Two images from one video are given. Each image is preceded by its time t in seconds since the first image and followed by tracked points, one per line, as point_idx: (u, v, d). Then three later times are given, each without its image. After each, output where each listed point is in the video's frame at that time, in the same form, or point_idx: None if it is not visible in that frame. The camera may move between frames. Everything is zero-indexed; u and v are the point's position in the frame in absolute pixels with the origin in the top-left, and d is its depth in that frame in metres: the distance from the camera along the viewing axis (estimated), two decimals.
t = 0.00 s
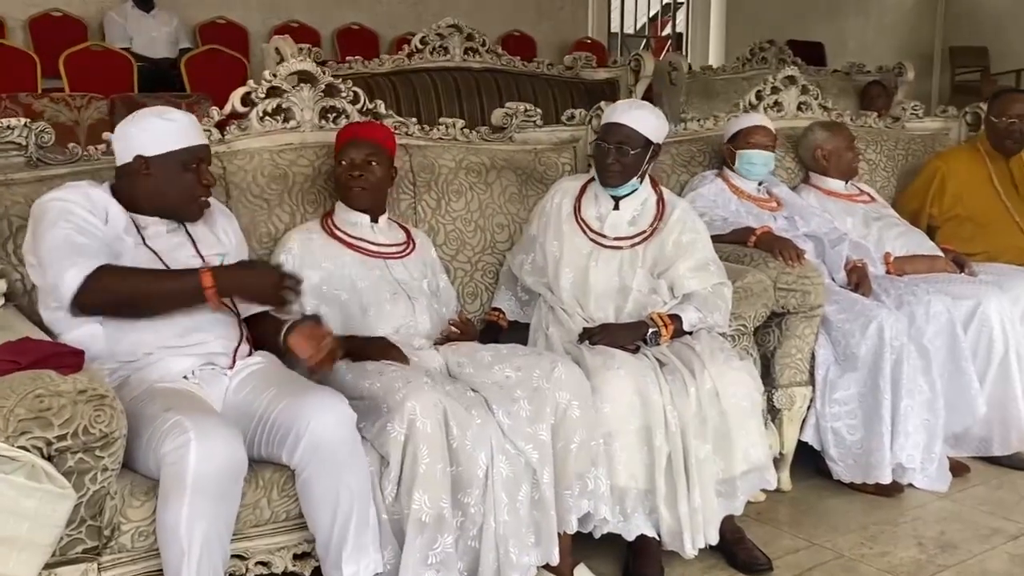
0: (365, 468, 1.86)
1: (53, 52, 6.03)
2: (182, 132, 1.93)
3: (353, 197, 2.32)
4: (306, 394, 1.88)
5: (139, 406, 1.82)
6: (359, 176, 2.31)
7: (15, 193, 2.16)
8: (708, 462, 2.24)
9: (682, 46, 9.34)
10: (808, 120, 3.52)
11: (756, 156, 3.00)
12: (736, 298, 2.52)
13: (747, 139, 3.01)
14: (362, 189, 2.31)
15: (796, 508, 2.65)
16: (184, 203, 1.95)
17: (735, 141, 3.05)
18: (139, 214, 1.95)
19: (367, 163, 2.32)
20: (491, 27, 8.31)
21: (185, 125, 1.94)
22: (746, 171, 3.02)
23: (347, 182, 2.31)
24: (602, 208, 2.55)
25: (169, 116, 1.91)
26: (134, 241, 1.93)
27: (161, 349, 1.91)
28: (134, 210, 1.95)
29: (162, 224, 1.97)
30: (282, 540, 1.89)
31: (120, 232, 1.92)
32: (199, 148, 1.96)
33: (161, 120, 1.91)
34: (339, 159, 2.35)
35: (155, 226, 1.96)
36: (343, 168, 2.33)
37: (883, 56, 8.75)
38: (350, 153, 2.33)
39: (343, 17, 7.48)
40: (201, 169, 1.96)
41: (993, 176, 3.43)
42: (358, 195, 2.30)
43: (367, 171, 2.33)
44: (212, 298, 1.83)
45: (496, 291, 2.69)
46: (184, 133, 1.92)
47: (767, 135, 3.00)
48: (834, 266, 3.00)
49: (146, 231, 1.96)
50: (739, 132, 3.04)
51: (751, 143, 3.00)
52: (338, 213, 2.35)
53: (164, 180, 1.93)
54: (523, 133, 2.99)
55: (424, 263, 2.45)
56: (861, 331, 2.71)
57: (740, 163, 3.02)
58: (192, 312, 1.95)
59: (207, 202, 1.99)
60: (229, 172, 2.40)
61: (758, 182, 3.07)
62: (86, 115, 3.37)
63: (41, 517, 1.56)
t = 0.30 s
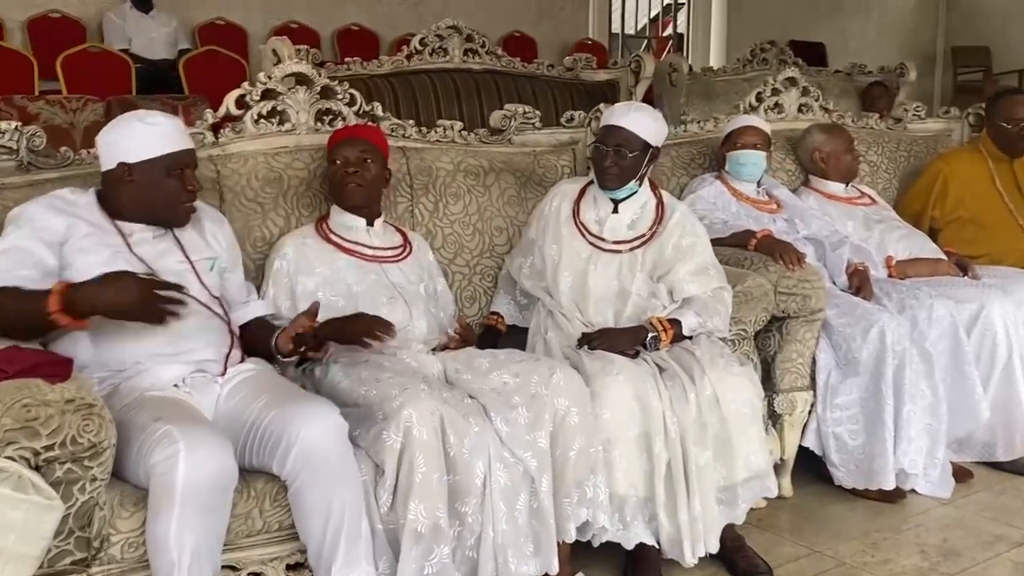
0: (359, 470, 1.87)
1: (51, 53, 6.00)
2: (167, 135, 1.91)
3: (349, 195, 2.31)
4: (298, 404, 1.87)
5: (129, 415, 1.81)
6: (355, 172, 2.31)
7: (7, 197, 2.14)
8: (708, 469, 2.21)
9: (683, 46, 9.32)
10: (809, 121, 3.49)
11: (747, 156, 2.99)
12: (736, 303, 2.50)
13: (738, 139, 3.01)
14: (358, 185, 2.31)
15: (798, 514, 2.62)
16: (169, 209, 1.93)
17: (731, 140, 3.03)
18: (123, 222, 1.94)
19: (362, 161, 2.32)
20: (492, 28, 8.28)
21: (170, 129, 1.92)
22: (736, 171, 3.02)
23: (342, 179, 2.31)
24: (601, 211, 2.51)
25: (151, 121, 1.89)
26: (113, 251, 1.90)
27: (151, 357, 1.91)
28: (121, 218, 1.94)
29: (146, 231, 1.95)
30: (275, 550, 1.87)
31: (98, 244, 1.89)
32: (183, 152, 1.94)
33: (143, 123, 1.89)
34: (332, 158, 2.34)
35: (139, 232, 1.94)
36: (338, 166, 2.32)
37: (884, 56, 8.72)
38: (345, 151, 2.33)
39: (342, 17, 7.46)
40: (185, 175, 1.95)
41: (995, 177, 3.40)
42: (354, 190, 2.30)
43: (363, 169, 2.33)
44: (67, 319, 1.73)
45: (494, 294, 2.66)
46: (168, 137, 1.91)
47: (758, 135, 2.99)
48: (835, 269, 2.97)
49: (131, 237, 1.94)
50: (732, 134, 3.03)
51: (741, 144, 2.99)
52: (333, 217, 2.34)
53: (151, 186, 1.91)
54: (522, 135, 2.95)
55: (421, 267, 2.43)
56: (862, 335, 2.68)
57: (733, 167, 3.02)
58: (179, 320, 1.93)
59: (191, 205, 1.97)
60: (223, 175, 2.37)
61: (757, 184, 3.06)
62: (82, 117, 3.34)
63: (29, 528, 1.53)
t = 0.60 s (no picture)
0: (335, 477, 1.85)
1: (40, 52, 5.96)
2: (95, 132, 1.90)
3: (326, 199, 2.28)
4: (270, 410, 1.85)
5: (101, 420, 1.79)
6: (331, 176, 2.27)
7: None
8: (697, 474, 2.18)
9: (679, 45, 9.33)
10: (802, 121, 3.45)
11: (735, 155, 2.97)
12: (726, 304, 2.47)
13: (724, 139, 3.00)
14: (333, 189, 2.27)
15: (789, 519, 2.58)
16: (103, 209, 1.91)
17: (717, 140, 3.02)
18: (79, 226, 1.94)
19: (338, 163, 2.29)
20: (486, 27, 8.24)
21: (100, 124, 1.91)
22: (724, 171, 3.00)
23: (319, 182, 2.27)
24: (588, 212, 2.47)
25: (73, 121, 1.89)
26: (70, 258, 1.91)
27: (124, 361, 1.91)
28: (77, 223, 1.94)
29: (102, 233, 1.96)
30: (252, 559, 1.85)
31: (55, 250, 1.90)
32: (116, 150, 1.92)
33: (69, 126, 1.88)
34: (310, 160, 2.31)
35: (94, 237, 1.95)
36: (315, 170, 2.29)
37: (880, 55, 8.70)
38: (321, 154, 2.29)
39: (335, 16, 7.42)
40: (115, 172, 1.91)
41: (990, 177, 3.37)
42: (330, 196, 2.26)
43: (339, 172, 2.29)
44: None
45: (481, 296, 2.63)
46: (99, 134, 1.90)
47: (744, 134, 2.99)
48: (827, 270, 2.93)
49: (88, 242, 1.94)
50: (718, 134, 3.03)
51: (728, 143, 2.98)
52: (314, 218, 2.32)
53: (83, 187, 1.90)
54: (511, 134, 2.91)
55: (404, 269, 2.41)
56: (854, 337, 2.65)
57: (722, 168, 3.00)
58: (148, 324, 1.95)
59: (124, 206, 1.93)
60: (203, 175, 2.34)
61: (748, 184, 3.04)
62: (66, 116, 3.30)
63: None
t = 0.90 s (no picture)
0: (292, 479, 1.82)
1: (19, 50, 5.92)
2: (34, 131, 1.87)
3: (292, 198, 2.25)
4: (225, 412, 1.81)
5: (49, 423, 1.75)
6: (297, 175, 2.25)
7: None
8: (664, 477, 2.14)
9: (667, 45, 9.42)
10: (781, 118, 3.42)
11: (708, 152, 2.93)
12: (697, 304, 2.43)
13: (697, 136, 2.97)
14: (299, 188, 2.25)
15: (762, 522, 2.55)
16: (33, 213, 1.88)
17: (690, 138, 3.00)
18: (26, 226, 1.90)
19: (303, 161, 2.26)
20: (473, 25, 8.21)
21: (36, 121, 1.87)
22: (697, 169, 2.96)
23: (284, 182, 2.24)
24: (558, 210, 2.43)
25: (12, 121, 1.86)
26: (18, 257, 1.87)
27: (77, 363, 1.88)
28: (26, 223, 1.90)
29: (49, 233, 1.92)
30: (206, 566, 1.79)
31: (4, 250, 1.86)
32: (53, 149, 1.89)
33: (5, 126, 1.86)
34: (273, 160, 2.28)
35: (42, 237, 1.91)
36: (279, 169, 2.26)
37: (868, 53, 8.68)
38: (284, 153, 2.26)
39: (319, 14, 7.39)
40: (47, 174, 1.88)
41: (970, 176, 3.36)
42: (296, 195, 2.24)
43: (304, 170, 2.26)
44: None
45: (452, 296, 2.58)
46: (31, 131, 1.86)
47: (717, 131, 2.96)
48: (803, 270, 2.89)
49: (36, 241, 1.90)
50: (691, 131, 3.00)
51: (699, 141, 2.95)
52: (277, 218, 2.29)
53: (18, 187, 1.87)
54: (483, 132, 2.89)
55: (370, 269, 2.37)
56: (828, 337, 2.61)
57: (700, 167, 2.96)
58: (101, 325, 1.92)
59: (57, 210, 1.89)
60: (164, 173, 2.31)
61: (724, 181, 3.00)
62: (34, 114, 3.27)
63: None
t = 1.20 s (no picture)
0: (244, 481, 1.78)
1: None
2: None
3: (250, 199, 2.21)
4: (174, 413, 1.76)
5: None
6: (254, 176, 2.21)
7: None
8: (625, 477, 2.12)
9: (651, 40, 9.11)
10: (754, 115, 3.39)
11: (679, 149, 2.90)
12: (661, 303, 2.41)
13: (668, 132, 2.94)
14: (257, 189, 2.21)
15: (729, 522, 2.52)
16: None
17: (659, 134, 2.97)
18: None
19: (259, 162, 2.22)
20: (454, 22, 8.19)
21: None
22: (668, 166, 2.92)
23: (241, 183, 2.20)
24: (521, 207, 2.40)
25: None
26: None
27: (25, 364, 1.85)
28: None
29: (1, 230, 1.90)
30: (154, 570, 1.74)
31: None
32: None
33: None
34: (228, 161, 2.24)
35: None
36: (235, 170, 2.22)
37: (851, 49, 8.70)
38: (240, 153, 2.22)
39: (298, 11, 7.35)
40: None
41: (943, 173, 3.34)
42: (254, 197, 2.20)
43: (261, 170, 2.22)
44: None
45: (416, 296, 2.55)
46: None
47: (687, 127, 2.94)
48: (773, 268, 2.88)
49: None
50: (661, 127, 2.97)
51: (669, 138, 2.93)
52: (234, 217, 2.25)
53: None
54: (448, 129, 2.85)
55: (330, 267, 2.34)
56: (796, 336, 2.59)
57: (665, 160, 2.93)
58: (52, 324, 1.88)
59: None
60: (119, 170, 2.28)
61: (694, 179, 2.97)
62: None
63: None
